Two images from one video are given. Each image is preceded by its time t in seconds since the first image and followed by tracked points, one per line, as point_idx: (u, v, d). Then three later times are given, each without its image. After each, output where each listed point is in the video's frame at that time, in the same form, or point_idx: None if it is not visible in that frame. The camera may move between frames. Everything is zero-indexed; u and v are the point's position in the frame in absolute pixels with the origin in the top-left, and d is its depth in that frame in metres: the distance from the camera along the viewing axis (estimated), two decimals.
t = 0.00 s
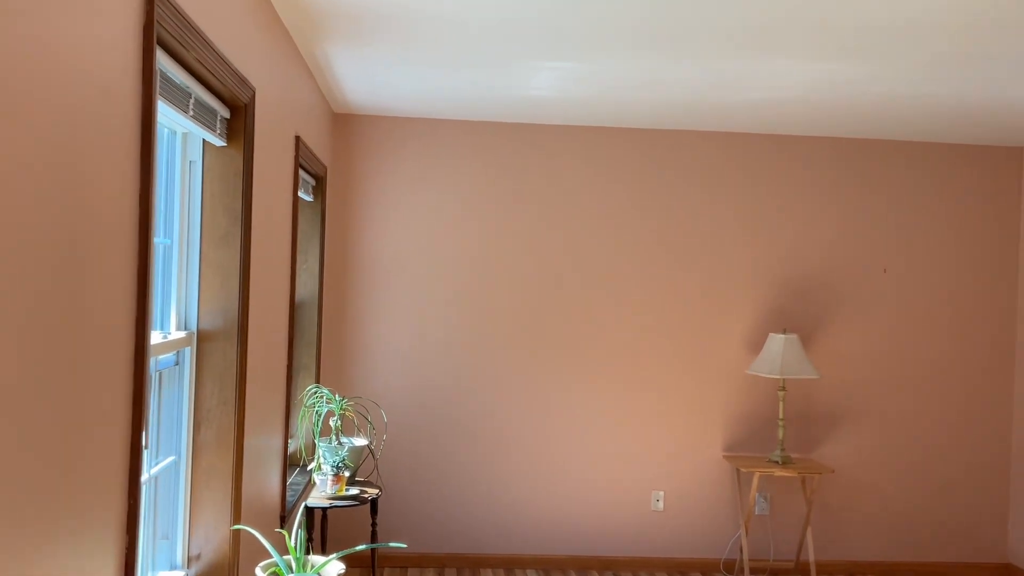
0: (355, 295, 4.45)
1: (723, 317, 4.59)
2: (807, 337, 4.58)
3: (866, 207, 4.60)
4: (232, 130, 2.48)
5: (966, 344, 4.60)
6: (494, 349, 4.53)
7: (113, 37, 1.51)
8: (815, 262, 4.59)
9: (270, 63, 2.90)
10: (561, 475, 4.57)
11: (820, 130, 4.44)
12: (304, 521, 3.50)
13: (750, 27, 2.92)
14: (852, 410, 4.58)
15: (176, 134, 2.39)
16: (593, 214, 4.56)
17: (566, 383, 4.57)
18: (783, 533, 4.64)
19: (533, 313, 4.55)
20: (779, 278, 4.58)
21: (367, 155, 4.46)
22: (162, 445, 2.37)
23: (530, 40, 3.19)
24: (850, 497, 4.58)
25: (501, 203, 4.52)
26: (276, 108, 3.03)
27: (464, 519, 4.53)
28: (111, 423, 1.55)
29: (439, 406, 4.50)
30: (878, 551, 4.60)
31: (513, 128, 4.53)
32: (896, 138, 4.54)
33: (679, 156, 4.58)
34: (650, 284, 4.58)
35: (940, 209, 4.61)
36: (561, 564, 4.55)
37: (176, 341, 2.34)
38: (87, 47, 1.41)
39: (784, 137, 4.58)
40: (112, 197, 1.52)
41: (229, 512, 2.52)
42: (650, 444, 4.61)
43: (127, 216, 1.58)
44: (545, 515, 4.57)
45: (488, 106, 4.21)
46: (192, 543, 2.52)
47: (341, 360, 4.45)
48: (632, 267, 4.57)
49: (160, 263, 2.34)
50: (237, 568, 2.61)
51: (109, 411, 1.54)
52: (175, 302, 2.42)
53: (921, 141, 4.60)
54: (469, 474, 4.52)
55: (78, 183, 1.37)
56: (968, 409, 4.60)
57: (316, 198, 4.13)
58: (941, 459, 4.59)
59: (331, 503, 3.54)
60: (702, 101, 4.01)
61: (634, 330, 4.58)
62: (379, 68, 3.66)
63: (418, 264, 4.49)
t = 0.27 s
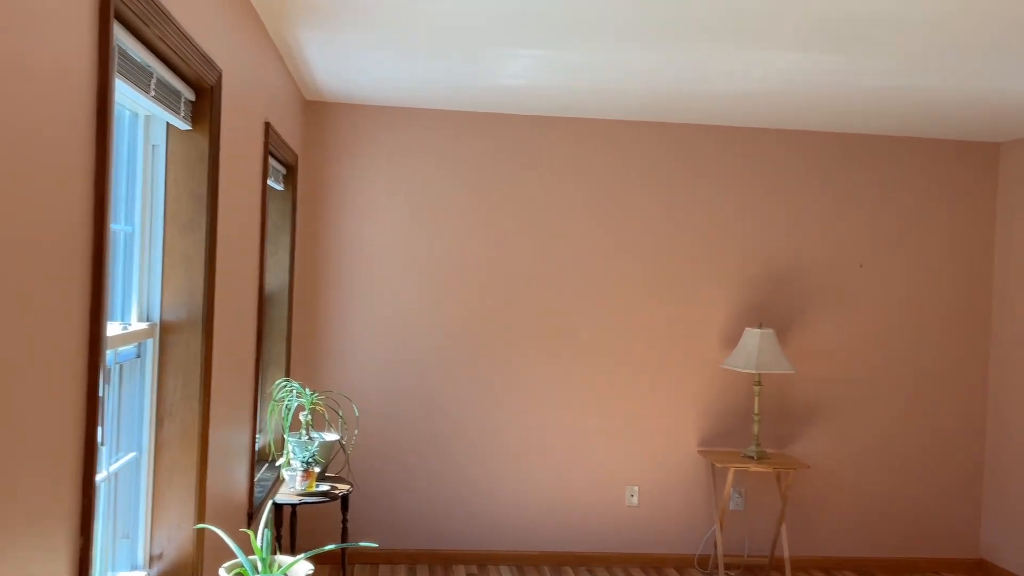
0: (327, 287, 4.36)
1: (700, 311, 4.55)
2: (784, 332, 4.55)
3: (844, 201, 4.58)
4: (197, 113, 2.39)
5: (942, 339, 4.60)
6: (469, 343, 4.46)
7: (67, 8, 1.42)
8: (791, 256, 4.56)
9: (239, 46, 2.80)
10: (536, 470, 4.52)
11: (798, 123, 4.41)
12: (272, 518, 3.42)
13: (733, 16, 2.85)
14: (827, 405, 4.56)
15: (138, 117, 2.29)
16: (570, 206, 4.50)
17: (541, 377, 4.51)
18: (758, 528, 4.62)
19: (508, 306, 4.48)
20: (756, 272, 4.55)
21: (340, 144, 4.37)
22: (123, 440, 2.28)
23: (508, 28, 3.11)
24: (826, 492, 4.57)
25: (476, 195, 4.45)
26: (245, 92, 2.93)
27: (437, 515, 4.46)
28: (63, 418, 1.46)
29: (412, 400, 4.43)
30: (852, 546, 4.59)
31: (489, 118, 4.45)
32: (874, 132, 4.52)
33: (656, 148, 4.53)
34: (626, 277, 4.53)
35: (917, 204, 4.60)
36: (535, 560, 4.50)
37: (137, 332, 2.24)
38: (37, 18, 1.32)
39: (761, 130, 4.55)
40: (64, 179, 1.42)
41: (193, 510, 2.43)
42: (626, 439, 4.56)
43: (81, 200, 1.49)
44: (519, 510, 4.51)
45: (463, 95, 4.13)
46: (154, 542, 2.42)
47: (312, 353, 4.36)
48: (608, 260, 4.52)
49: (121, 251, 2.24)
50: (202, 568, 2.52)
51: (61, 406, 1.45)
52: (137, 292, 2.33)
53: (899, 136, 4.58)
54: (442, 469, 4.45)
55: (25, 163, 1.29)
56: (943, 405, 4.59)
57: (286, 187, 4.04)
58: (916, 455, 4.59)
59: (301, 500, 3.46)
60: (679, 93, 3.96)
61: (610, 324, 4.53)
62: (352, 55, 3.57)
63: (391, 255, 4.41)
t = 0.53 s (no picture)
0: (294, 280, 4.24)
1: (674, 307, 4.50)
2: (758, 328, 4.51)
3: (819, 197, 4.55)
4: (161, 97, 2.27)
5: (914, 336, 4.59)
6: (440, 338, 4.37)
7: None
8: (766, 252, 4.53)
9: (206, 29, 2.68)
10: (508, 468, 4.44)
11: (775, 118, 4.37)
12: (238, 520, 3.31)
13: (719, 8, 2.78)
14: (801, 402, 4.54)
15: (98, 101, 2.17)
16: (544, 200, 4.42)
17: (514, 374, 4.43)
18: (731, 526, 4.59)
19: (480, 301, 4.39)
20: (731, 268, 4.51)
21: (309, 133, 4.25)
22: (81, 441, 2.16)
23: (486, 16, 3.01)
24: (798, 489, 4.55)
25: (448, 187, 4.36)
26: (211, 77, 2.81)
27: (406, 514, 4.37)
28: (16, 422, 1.35)
29: (381, 397, 4.33)
30: (824, 544, 4.57)
31: (462, 109, 4.36)
32: (849, 127, 4.49)
33: (631, 141, 4.46)
34: (600, 273, 4.47)
35: (891, 201, 4.59)
36: (506, 559, 4.43)
37: (96, 328, 2.13)
38: None
39: (738, 124, 4.50)
40: (16, 164, 1.32)
41: (155, 514, 2.32)
42: (599, 436, 4.50)
43: (34, 187, 1.38)
44: (491, 509, 4.44)
45: (436, 84, 4.03)
46: (114, 547, 2.31)
47: (278, 348, 4.24)
48: (582, 255, 4.45)
49: (79, 242, 2.12)
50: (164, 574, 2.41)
51: (14, 408, 1.34)
52: (96, 286, 2.21)
53: (874, 132, 4.56)
54: (412, 467, 4.36)
55: None
56: (915, 402, 4.59)
57: (253, 177, 3.91)
58: (888, 452, 4.58)
59: (267, 500, 3.35)
60: (657, 86, 3.90)
61: (584, 319, 4.47)
62: (323, 41, 3.46)
63: (361, 248, 4.30)
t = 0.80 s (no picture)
0: (259, 277, 4.13)
1: (645, 306, 4.46)
2: (729, 327, 4.50)
3: (789, 196, 4.55)
4: (124, 88, 2.16)
5: (883, 335, 4.61)
6: (408, 337, 4.28)
7: None
8: (737, 250, 4.51)
9: (170, 17, 2.56)
10: (477, 468, 4.37)
11: (747, 117, 4.35)
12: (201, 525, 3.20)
13: (703, 6, 2.73)
14: (770, 401, 4.54)
15: (57, 90, 2.06)
16: (515, 197, 4.35)
17: (483, 373, 4.36)
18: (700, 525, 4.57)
19: (450, 299, 4.31)
20: (702, 266, 4.49)
21: (274, 126, 4.13)
22: (39, 450, 2.05)
23: (463, 9, 2.93)
24: (767, 488, 4.55)
25: (417, 182, 4.27)
26: (176, 67, 2.70)
27: (373, 515, 4.28)
28: None
29: (348, 396, 4.23)
30: (792, 542, 4.58)
31: (432, 103, 4.27)
32: (820, 126, 4.49)
33: (603, 137, 4.41)
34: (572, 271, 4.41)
35: (861, 200, 4.59)
36: (475, 560, 4.37)
37: (56, 330, 2.02)
38: None
39: (710, 122, 4.47)
40: None
41: (118, 525, 2.22)
42: (569, 435, 4.45)
43: None
44: (459, 510, 4.37)
45: (406, 77, 3.94)
46: (74, 560, 2.20)
47: (242, 346, 4.13)
48: (553, 253, 4.39)
49: (36, 240, 2.01)
50: None
51: None
52: (55, 286, 2.10)
53: (845, 131, 4.56)
54: (379, 468, 4.27)
55: None
56: (883, 401, 4.61)
57: (217, 170, 3.80)
58: (856, 450, 4.60)
59: (231, 505, 3.24)
60: (631, 83, 3.85)
61: (555, 318, 4.41)
62: (292, 32, 3.35)
63: (328, 244, 4.20)
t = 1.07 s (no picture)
0: (215, 271, 4.02)
1: (608, 302, 4.44)
2: (691, 322, 4.50)
3: (750, 192, 4.56)
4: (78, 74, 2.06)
5: (841, 331, 4.66)
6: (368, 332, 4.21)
7: None
8: (698, 246, 4.51)
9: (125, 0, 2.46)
10: (438, 465, 4.31)
11: (710, 113, 4.35)
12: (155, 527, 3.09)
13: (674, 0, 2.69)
14: (731, 396, 4.55)
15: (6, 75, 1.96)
16: (477, 190, 4.30)
17: (445, 369, 4.30)
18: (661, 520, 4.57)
19: (411, 294, 4.25)
20: (664, 262, 4.48)
21: (231, 116, 4.02)
22: None
23: None
24: (727, 482, 4.56)
25: (378, 175, 4.19)
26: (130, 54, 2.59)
27: (332, 514, 4.20)
28: None
29: (306, 393, 4.15)
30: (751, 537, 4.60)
31: (393, 94, 4.19)
32: (781, 123, 4.51)
33: (566, 132, 4.38)
34: (534, 265, 4.37)
35: (820, 197, 4.63)
36: (435, 559, 4.31)
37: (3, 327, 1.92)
38: None
39: (673, 118, 4.47)
40: None
41: (70, 529, 2.12)
42: (531, 432, 4.41)
43: None
44: (420, 508, 4.30)
45: (368, 68, 3.86)
46: (22, 567, 2.10)
47: (197, 342, 4.02)
48: (516, 247, 4.35)
49: None
50: None
51: None
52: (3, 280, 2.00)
53: (805, 128, 4.59)
54: (338, 466, 4.19)
55: None
56: (840, 395, 4.66)
57: (171, 161, 3.70)
58: (814, 444, 4.64)
59: (186, 506, 3.14)
60: (596, 78, 3.82)
61: (516, 313, 4.36)
62: (251, 20, 3.25)
63: (286, 238, 4.10)
